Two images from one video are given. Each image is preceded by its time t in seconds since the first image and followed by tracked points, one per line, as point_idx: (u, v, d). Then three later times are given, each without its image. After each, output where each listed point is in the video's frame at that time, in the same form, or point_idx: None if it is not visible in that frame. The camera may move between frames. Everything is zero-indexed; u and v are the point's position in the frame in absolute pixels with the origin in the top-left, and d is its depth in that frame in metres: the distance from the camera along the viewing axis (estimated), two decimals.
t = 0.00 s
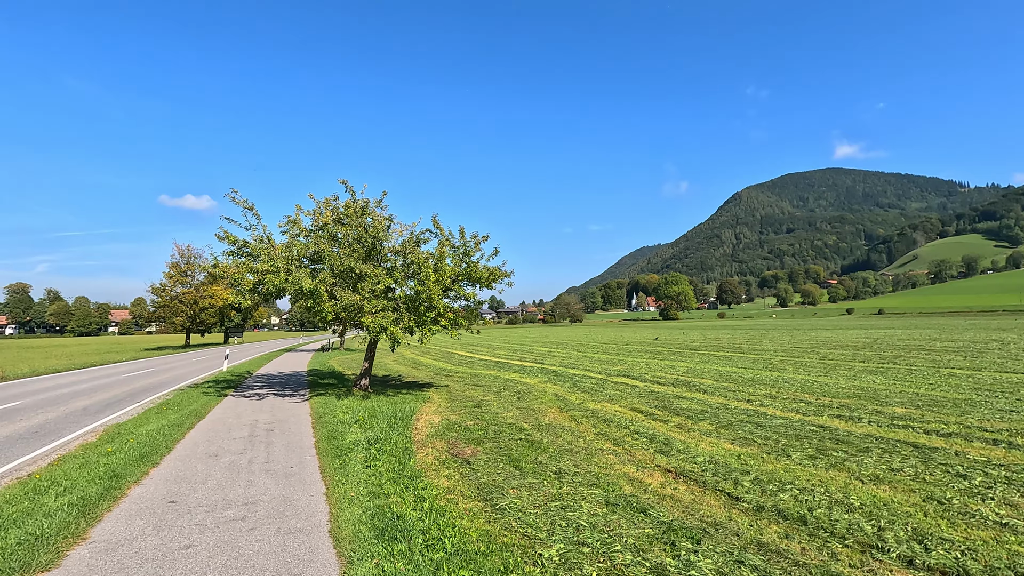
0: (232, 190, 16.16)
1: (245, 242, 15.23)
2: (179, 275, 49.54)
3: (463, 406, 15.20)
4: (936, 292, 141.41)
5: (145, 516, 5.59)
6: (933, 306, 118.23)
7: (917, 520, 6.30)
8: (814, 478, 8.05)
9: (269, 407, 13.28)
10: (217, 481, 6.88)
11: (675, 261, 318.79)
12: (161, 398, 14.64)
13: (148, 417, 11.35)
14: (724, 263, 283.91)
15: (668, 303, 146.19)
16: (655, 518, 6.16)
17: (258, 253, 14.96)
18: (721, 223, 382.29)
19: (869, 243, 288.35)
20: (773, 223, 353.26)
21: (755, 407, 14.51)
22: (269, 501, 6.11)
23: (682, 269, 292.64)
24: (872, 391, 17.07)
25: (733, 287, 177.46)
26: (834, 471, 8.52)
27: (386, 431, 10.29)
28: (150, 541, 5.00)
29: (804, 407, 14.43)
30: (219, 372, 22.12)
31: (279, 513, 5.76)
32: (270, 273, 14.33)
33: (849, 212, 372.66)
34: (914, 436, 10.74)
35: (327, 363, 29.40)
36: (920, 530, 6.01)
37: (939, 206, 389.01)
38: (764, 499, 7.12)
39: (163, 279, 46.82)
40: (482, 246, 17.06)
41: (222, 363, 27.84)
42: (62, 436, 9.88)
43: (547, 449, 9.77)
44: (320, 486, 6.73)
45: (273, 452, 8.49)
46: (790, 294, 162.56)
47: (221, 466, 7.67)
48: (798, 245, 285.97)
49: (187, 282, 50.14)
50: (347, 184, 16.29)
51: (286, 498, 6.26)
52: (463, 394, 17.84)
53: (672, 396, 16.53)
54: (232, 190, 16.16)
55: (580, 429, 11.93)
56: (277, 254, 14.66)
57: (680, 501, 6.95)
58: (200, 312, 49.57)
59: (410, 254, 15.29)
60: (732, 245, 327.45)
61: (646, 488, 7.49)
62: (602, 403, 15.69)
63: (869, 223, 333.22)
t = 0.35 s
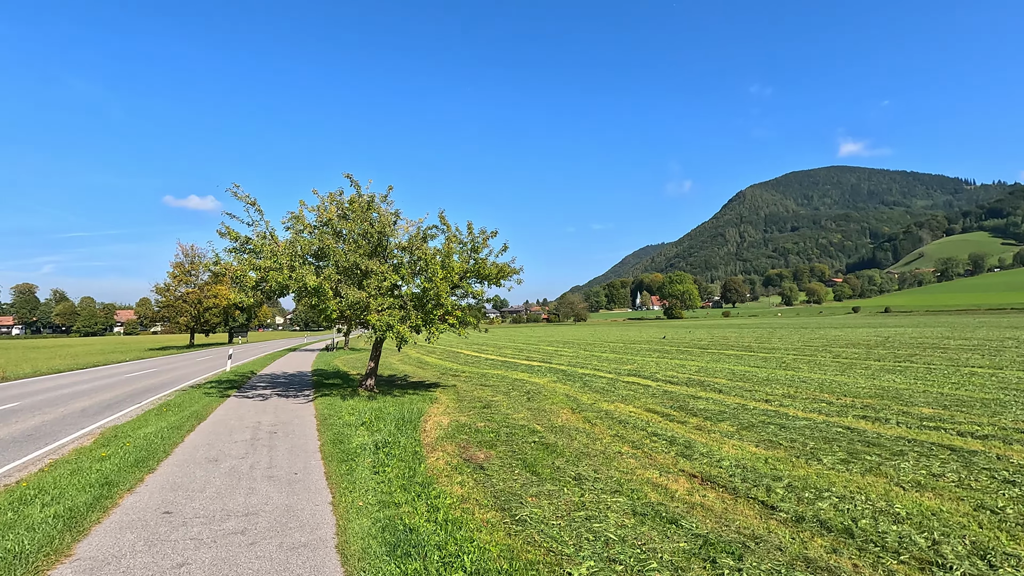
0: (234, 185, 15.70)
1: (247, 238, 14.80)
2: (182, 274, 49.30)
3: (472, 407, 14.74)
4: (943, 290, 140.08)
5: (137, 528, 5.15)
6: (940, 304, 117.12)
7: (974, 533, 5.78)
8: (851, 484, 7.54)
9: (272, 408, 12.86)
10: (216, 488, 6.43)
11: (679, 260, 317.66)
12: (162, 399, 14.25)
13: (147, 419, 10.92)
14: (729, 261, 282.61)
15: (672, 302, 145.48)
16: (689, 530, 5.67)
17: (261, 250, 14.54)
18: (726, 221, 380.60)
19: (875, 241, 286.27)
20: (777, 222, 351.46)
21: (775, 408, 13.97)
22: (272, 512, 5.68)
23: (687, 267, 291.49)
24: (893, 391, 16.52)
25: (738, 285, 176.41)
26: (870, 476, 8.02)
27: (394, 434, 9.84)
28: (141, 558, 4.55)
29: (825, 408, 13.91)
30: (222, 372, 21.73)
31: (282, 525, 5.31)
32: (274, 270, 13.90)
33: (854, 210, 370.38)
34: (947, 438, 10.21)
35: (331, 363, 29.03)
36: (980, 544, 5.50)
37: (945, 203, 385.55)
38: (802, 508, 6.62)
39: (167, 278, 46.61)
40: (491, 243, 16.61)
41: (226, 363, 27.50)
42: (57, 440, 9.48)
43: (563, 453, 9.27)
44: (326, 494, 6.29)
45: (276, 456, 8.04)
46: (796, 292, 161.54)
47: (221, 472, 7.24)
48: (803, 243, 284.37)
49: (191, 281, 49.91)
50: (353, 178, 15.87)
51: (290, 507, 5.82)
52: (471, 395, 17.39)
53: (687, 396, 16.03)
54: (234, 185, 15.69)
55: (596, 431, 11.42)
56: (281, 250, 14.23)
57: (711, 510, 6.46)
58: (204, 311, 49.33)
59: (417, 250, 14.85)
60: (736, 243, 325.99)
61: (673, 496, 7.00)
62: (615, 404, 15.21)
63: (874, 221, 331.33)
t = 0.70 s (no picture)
0: (237, 182, 15.19)
1: (250, 237, 14.39)
2: (187, 275, 49.06)
3: (481, 410, 14.28)
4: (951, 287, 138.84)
5: (127, 551, 4.71)
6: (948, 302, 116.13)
7: None
8: (893, 496, 7.04)
9: (276, 412, 12.45)
10: (215, 503, 6.00)
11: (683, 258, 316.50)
12: (163, 403, 13.87)
13: (146, 425, 10.51)
14: (734, 260, 281.18)
15: (677, 301, 144.83)
16: (728, 551, 5.20)
17: (263, 249, 14.11)
18: (730, 219, 378.80)
19: (881, 239, 284.13)
20: (782, 220, 349.69)
21: (796, 411, 13.44)
22: (274, 531, 5.24)
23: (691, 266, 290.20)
24: (916, 393, 15.95)
25: (743, 284, 175.39)
26: (912, 486, 7.51)
27: (404, 441, 9.37)
28: None
29: (849, 411, 13.37)
30: (226, 374, 21.34)
31: (286, 547, 4.87)
32: (277, 269, 13.47)
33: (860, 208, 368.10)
34: (985, 445, 9.68)
35: (335, 364, 28.59)
36: None
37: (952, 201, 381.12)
38: (846, 524, 6.12)
39: (171, 279, 46.38)
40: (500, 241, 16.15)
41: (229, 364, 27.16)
42: (52, 447, 9.07)
43: (582, 461, 8.80)
44: (333, 510, 5.85)
45: (279, 466, 7.61)
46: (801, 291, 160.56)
47: (221, 484, 6.81)
48: (808, 241, 282.83)
49: (195, 282, 49.67)
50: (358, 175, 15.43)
51: (294, 526, 5.38)
52: (480, 397, 16.94)
53: (703, 399, 15.53)
54: (237, 182, 15.18)
55: (613, 437, 10.93)
56: (285, 249, 13.80)
57: (749, 527, 5.98)
58: (209, 312, 49.10)
59: (425, 248, 14.40)
60: (740, 242, 324.52)
61: (705, 510, 6.52)
62: (629, 406, 14.72)
63: (880, 219, 327.82)
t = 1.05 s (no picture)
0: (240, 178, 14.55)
1: (255, 235, 13.98)
2: (191, 275, 48.79)
3: (493, 413, 13.83)
4: (959, 287, 137.52)
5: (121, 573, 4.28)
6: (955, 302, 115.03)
7: None
8: (944, 508, 6.54)
9: (282, 416, 12.05)
10: (217, 517, 5.57)
11: (687, 258, 315.43)
12: (166, 405, 13.48)
13: (147, 429, 10.12)
14: (738, 260, 279.91)
15: (682, 301, 144.04)
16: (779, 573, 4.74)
17: (268, 247, 13.71)
18: (735, 219, 377.22)
19: (887, 239, 282.27)
20: (787, 220, 347.92)
21: (820, 414, 12.93)
22: (283, 548, 4.81)
23: (695, 266, 289.05)
24: (943, 395, 15.38)
25: (748, 283, 174.42)
26: (962, 496, 7.00)
27: (416, 446, 8.93)
28: None
29: (876, 414, 12.84)
30: (230, 375, 20.97)
31: (295, 567, 4.43)
32: (283, 268, 13.05)
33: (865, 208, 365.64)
34: None
35: (341, 364, 28.19)
36: None
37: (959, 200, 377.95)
38: (898, 540, 5.65)
39: (176, 279, 46.20)
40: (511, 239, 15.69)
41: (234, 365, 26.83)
42: (49, 453, 8.68)
43: (604, 469, 8.32)
44: (345, 524, 5.42)
45: (286, 475, 7.18)
46: (806, 292, 159.59)
47: (226, 495, 6.39)
48: (813, 241, 281.32)
49: (200, 282, 49.42)
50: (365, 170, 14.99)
51: (304, 543, 4.95)
52: (490, 399, 16.52)
53: (721, 401, 15.06)
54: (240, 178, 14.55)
55: (633, 442, 10.45)
56: (290, 247, 13.38)
57: (794, 543, 5.51)
58: (214, 312, 48.86)
59: (435, 246, 13.97)
60: (745, 242, 323.17)
61: (743, 524, 6.05)
62: (646, 409, 14.27)
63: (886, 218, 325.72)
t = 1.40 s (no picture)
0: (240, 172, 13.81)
1: (256, 231, 13.54)
2: (193, 275, 48.42)
3: (502, 416, 13.37)
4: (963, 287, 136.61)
5: None
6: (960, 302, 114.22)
7: None
8: (999, 521, 6.05)
9: (283, 418, 11.63)
10: (215, 531, 5.12)
11: (690, 258, 314.60)
12: (165, 407, 13.08)
13: (143, 433, 9.68)
14: (741, 260, 278.95)
15: (685, 301, 143.43)
16: None
17: (270, 243, 13.27)
18: (737, 219, 376.02)
19: (891, 238, 280.91)
20: (790, 220, 346.73)
21: (842, 417, 12.43)
22: (286, 568, 4.37)
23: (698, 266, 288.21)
24: (966, 397, 14.88)
25: (752, 283, 173.62)
26: (1013, 508, 6.51)
27: (425, 451, 8.48)
28: None
29: (901, 417, 12.34)
30: (231, 375, 20.55)
31: None
32: (285, 265, 12.61)
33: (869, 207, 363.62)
34: None
35: (344, 365, 27.78)
36: None
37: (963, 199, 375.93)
38: (956, 558, 5.17)
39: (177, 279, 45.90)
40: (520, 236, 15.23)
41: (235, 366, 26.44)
42: (39, 458, 8.26)
43: (625, 476, 7.86)
44: (352, 541, 4.97)
45: (288, 483, 6.74)
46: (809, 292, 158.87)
47: (224, 506, 5.95)
48: (816, 241, 280.24)
49: (201, 282, 49.05)
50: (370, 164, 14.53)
51: (308, 562, 4.50)
52: (498, 400, 16.08)
53: (736, 403, 14.58)
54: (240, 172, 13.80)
55: (651, 446, 9.97)
56: (293, 244, 12.93)
57: (843, 562, 5.04)
58: (215, 312, 48.53)
59: (442, 243, 13.53)
60: (748, 242, 322.10)
61: (783, 539, 5.58)
62: (659, 411, 13.81)
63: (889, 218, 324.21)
